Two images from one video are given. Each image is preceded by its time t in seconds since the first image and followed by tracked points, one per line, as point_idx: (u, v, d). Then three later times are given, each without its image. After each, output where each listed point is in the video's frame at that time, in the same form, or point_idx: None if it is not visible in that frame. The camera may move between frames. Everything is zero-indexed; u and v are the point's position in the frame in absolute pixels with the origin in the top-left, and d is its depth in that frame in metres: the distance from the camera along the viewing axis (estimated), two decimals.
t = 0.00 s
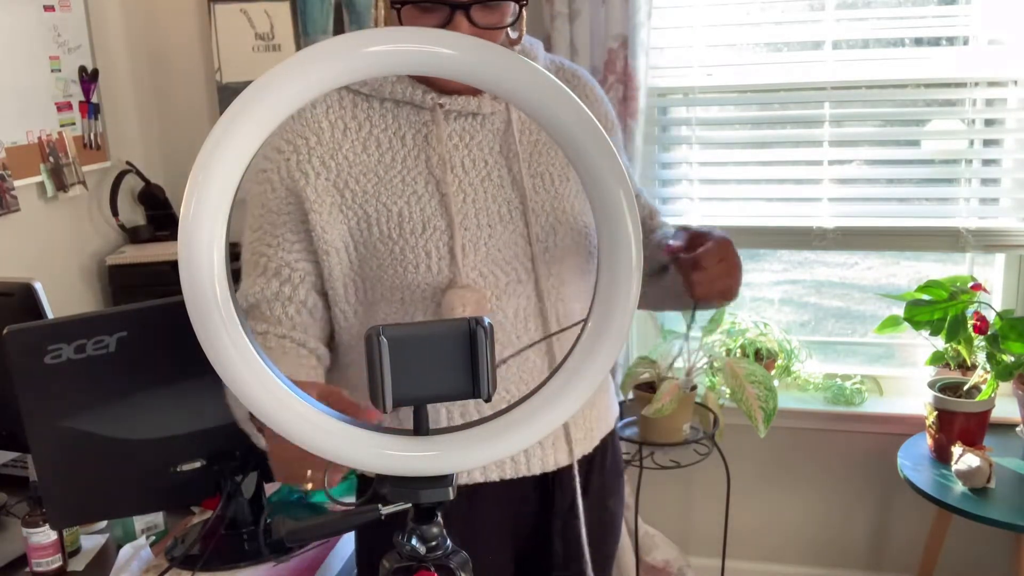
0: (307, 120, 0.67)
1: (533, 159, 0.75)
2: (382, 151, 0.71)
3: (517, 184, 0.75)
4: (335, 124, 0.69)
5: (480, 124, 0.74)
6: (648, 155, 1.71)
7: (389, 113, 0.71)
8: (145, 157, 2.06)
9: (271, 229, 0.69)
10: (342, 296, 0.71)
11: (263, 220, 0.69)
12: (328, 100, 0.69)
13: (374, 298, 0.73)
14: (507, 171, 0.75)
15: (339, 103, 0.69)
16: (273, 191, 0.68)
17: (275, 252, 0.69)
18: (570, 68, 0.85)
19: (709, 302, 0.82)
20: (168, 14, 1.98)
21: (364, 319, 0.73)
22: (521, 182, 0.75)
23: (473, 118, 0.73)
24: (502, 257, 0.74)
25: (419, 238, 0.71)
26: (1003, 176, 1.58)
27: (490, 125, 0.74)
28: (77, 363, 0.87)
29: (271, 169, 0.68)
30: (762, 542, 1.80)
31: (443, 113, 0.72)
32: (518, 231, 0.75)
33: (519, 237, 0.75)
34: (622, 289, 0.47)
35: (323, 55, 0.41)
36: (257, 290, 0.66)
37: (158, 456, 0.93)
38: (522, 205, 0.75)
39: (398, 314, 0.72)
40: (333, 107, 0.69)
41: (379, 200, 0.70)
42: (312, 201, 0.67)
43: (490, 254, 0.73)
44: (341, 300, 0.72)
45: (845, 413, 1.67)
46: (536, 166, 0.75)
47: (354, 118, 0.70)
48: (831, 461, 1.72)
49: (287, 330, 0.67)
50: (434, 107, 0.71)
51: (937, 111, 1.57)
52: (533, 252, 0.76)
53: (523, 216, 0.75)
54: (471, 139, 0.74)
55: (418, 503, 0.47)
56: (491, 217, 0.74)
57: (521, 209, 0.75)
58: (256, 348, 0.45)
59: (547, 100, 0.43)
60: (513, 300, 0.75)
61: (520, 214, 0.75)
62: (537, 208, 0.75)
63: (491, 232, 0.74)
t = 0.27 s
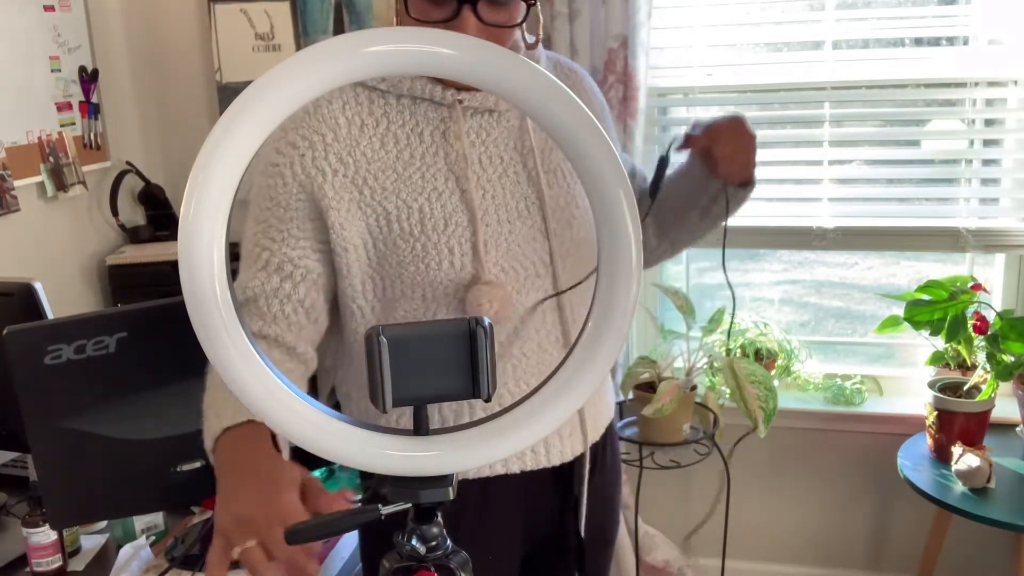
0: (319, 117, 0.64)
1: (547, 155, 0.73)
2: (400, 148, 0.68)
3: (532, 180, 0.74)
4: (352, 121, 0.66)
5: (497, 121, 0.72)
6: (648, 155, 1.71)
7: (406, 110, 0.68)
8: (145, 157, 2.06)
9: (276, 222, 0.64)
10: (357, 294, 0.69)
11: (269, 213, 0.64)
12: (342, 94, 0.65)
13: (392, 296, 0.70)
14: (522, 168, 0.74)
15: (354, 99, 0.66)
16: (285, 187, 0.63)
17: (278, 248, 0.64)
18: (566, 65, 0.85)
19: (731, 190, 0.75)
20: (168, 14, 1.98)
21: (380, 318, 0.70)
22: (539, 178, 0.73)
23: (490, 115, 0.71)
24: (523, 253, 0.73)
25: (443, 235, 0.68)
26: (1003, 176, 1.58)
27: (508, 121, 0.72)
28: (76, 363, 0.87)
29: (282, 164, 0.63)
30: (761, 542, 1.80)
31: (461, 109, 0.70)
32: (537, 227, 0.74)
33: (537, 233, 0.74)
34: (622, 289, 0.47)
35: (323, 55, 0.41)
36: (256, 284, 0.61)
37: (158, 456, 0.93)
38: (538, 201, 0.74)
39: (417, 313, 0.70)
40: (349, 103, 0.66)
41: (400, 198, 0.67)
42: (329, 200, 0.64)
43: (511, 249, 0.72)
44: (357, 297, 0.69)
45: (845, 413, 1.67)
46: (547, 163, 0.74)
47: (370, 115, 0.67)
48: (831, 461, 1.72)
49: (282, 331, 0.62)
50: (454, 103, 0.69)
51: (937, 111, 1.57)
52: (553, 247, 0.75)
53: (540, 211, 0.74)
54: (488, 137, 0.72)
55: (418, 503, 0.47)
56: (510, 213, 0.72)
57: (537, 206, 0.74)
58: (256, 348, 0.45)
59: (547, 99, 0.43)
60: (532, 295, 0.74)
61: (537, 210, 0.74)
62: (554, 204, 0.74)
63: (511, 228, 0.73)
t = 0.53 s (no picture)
0: (326, 123, 0.63)
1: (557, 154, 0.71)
2: (411, 151, 0.67)
3: (541, 178, 0.73)
4: (359, 127, 0.65)
5: (505, 120, 0.71)
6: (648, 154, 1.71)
7: (413, 113, 0.68)
8: (145, 157, 2.06)
9: (282, 231, 0.62)
10: (376, 296, 0.69)
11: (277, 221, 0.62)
12: (347, 99, 0.64)
13: (410, 299, 0.69)
14: (531, 166, 0.73)
15: (359, 103, 0.65)
16: (294, 196, 0.62)
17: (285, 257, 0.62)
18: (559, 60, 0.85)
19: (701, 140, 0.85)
20: (168, 14, 1.98)
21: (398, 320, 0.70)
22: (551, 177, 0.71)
23: (498, 115, 0.70)
24: (539, 251, 0.72)
25: (459, 238, 0.67)
26: (1003, 176, 1.58)
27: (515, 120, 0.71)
28: (76, 363, 0.87)
29: (290, 172, 0.62)
30: (761, 542, 1.80)
31: (469, 110, 0.69)
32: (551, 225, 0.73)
33: (551, 231, 0.73)
34: (622, 288, 0.47)
35: (323, 55, 0.41)
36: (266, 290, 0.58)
37: (158, 457, 0.93)
38: (550, 199, 0.73)
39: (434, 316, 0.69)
40: (355, 108, 0.65)
41: (415, 203, 0.66)
42: (342, 208, 0.63)
43: (528, 249, 0.72)
44: (375, 299, 0.69)
45: (845, 413, 1.67)
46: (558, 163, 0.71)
47: (378, 119, 0.66)
48: (831, 461, 1.72)
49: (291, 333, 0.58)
50: (461, 103, 0.69)
51: (937, 111, 1.57)
52: (566, 243, 0.74)
53: (551, 209, 0.73)
54: (495, 137, 0.71)
55: (418, 503, 0.47)
56: (522, 212, 0.72)
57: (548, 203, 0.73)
58: (256, 348, 0.45)
59: (546, 100, 0.43)
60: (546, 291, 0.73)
61: (547, 207, 0.73)
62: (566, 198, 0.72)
63: (525, 227, 0.72)
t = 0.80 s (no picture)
0: (336, 117, 0.61)
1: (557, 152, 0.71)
2: (416, 147, 0.67)
3: (541, 176, 0.71)
4: (368, 120, 0.64)
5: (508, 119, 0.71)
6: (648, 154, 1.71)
7: (416, 110, 0.67)
8: (145, 157, 2.06)
9: (303, 227, 0.60)
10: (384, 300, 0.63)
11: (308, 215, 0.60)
12: (356, 94, 0.61)
13: (414, 300, 0.65)
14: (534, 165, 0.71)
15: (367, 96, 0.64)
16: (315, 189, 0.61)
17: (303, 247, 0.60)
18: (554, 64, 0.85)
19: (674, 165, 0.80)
20: (168, 14, 1.97)
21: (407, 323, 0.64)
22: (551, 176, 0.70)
23: (499, 114, 0.69)
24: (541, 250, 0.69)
25: (464, 234, 0.67)
26: (1003, 176, 1.58)
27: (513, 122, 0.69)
28: (76, 363, 0.87)
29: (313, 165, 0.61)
30: (761, 542, 1.80)
31: (468, 107, 0.69)
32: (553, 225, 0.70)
33: (549, 229, 0.69)
34: (623, 287, 0.47)
35: (323, 55, 0.41)
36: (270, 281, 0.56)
37: (158, 456, 0.93)
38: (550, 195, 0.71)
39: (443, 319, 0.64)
40: (366, 102, 0.63)
41: (422, 197, 0.65)
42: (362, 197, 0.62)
43: (531, 248, 0.69)
44: (378, 299, 0.62)
45: (845, 413, 1.67)
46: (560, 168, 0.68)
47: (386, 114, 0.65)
48: (831, 461, 1.72)
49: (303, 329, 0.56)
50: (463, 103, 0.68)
51: (937, 111, 1.57)
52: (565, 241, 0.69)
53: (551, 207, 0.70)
54: (495, 134, 0.71)
55: (418, 503, 0.47)
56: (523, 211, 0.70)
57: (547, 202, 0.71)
58: (256, 347, 0.45)
59: (545, 100, 0.43)
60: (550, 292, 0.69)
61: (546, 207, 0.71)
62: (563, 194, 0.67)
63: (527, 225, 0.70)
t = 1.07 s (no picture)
0: (344, 113, 0.60)
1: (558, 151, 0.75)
2: (424, 144, 0.67)
3: (544, 173, 0.75)
4: (376, 117, 0.63)
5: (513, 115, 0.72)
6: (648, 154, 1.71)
7: (425, 106, 0.67)
8: (145, 157, 2.06)
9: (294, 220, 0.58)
10: (387, 293, 0.67)
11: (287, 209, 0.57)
12: (365, 93, 0.60)
13: (422, 293, 0.68)
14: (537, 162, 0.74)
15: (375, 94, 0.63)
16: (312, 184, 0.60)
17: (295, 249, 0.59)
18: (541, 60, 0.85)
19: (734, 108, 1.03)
20: (168, 14, 1.98)
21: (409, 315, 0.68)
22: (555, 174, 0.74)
23: (508, 112, 0.69)
24: (547, 245, 0.75)
25: (474, 230, 0.69)
26: (1003, 176, 1.58)
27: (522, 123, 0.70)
28: (76, 363, 0.87)
29: (307, 161, 0.60)
30: (761, 542, 1.80)
31: (479, 104, 0.68)
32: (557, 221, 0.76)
33: (557, 225, 0.75)
34: (623, 286, 0.47)
35: (323, 55, 0.41)
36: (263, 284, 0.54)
37: (158, 456, 0.93)
38: (553, 192, 0.76)
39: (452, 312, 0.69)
40: (375, 99, 0.62)
41: (431, 195, 0.66)
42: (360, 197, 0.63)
43: (537, 244, 0.73)
44: (385, 294, 0.67)
45: (845, 414, 1.67)
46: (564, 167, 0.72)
47: (395, 112, 0.65)
48: (831, 461, 1.72)
49: (299, 332, 0.55)
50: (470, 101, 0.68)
51: (937, 111, 1.57)
52: (570, 237, 0.75)
53: (553, 203, 0.75)
54: (503, 131, 0.71)
55: (418, 503, 0.47)
56: (529, 207, 0.73)
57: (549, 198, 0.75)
58: (256, 348, 0.45)
59: (544, 99, 0.43)
60: (553, 284, 0.74)
61: (548, 203, 0.75)
62: (569, 195, 0.73)
63: (532, 220, 0.74)
